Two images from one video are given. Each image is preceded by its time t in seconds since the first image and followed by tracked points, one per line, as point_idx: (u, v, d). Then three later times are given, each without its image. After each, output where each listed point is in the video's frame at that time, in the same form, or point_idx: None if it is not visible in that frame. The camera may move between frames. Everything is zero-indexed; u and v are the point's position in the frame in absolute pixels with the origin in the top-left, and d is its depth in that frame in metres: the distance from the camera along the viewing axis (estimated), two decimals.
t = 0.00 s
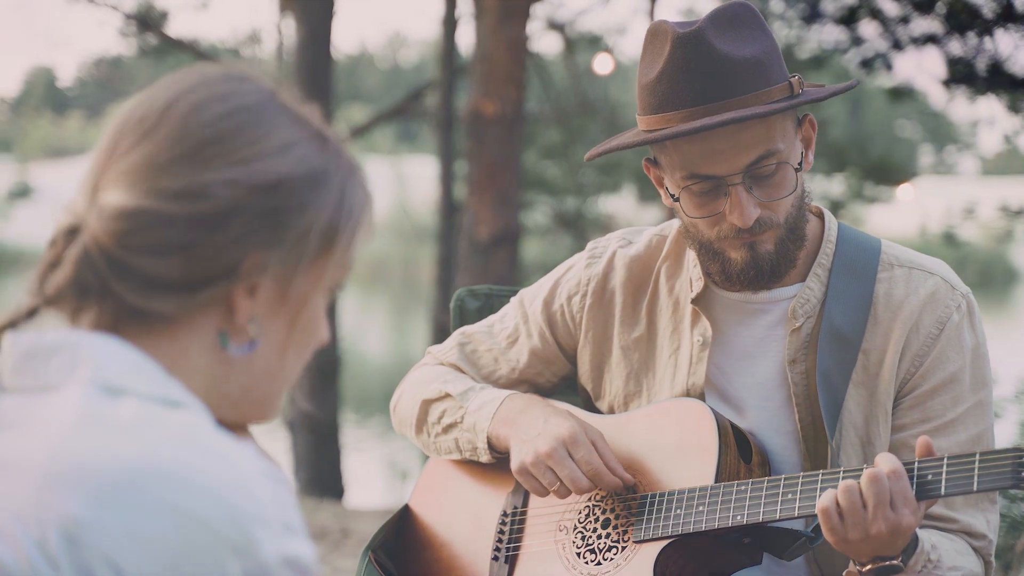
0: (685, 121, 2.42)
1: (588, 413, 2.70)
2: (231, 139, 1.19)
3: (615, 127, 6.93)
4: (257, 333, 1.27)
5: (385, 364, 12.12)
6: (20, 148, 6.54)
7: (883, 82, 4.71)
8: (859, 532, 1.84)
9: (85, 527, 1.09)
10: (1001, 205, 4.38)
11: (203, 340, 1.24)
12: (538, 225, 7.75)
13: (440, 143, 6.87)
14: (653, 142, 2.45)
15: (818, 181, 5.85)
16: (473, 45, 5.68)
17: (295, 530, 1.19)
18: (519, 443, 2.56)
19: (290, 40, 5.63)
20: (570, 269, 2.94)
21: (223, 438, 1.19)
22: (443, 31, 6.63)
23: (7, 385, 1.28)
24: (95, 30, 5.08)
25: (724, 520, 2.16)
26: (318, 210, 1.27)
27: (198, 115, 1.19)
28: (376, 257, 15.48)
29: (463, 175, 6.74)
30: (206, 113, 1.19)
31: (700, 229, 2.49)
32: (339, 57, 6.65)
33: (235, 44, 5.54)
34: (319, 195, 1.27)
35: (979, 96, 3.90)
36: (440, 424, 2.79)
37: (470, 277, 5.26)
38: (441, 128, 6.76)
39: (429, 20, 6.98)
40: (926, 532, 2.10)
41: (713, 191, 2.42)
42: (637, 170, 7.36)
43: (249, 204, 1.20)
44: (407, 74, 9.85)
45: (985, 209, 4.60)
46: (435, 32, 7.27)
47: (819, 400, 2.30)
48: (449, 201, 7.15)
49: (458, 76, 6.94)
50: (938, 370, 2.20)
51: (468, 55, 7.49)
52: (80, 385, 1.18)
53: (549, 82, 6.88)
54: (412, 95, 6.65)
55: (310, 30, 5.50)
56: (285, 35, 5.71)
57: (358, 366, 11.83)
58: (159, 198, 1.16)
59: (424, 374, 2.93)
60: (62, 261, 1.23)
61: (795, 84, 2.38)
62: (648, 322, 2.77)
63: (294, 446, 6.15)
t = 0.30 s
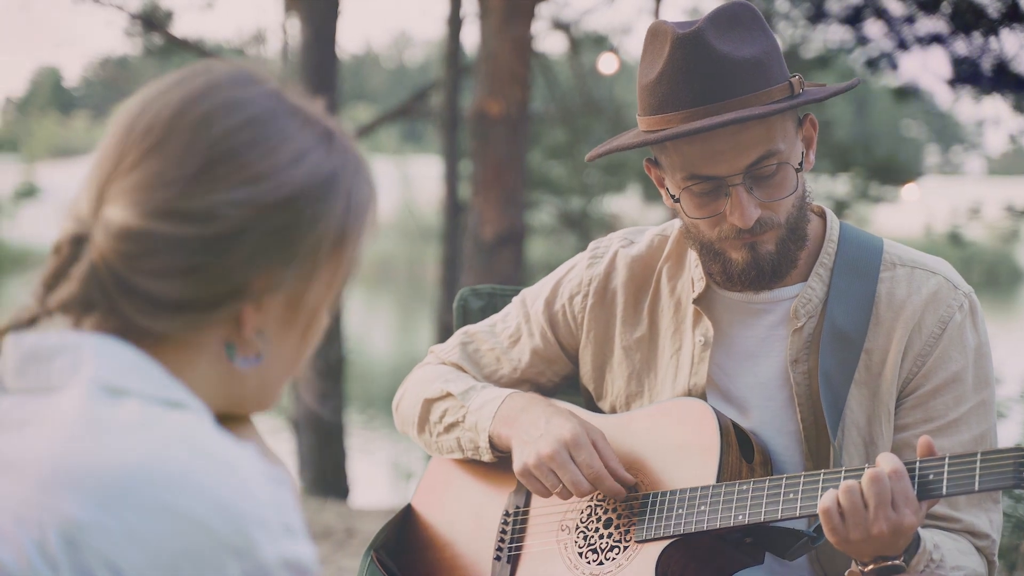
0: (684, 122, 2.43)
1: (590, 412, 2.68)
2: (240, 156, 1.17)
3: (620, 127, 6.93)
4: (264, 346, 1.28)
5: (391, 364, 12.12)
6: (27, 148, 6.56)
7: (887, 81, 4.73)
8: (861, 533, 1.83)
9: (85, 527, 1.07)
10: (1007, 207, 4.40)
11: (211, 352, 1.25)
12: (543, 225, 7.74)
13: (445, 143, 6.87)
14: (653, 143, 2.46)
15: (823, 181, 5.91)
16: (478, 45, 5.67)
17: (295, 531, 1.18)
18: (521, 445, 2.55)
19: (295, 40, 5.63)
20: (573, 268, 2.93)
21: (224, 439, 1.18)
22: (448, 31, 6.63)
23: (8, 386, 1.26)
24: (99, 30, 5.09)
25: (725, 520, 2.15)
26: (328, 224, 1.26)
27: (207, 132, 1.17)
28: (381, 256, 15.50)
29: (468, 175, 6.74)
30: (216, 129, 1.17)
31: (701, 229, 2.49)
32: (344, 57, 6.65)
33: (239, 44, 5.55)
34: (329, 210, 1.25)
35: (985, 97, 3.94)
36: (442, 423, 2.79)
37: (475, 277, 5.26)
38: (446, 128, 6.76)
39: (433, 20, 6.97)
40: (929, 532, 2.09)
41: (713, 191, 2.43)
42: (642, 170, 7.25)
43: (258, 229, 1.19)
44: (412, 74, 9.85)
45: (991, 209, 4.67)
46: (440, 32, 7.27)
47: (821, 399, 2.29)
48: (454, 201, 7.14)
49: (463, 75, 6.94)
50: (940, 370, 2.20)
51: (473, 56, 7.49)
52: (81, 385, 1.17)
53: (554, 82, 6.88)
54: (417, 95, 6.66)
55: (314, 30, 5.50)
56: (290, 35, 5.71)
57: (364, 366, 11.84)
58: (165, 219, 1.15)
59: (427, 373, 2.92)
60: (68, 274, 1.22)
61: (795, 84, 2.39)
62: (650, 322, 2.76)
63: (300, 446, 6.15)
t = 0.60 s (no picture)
0: (688, 121, 2.43)
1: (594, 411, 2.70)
2: (252, 164, 1.17)
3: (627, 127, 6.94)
4: (275, 352, 1.28)
5: (399, 364, 12.14)
6: (37, 148, 6.60)
7: (894, 80, 4.74)
8: (863, 531, 1.84)
9: (88, 533, 1.04)
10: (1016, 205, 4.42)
11: (224, 360, 1.26)
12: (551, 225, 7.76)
13: (452, 142, 6.89)
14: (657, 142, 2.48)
15: (832, 180, 5.80)
16: (485, 44, 5.69)
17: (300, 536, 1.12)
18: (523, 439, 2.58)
19: (303, 40, 5.66)
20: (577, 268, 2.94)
21: (228, 440, 1.14)
22: (456, 31, 6.64)
23: (15, 386, 1.23)
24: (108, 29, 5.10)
25: (729, 520, 2.16)
26: (340, 228, 1.25)
27: (218, 139, 1.17)
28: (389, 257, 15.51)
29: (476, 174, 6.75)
30: (228, 137, 1.17)
31: (705, 229, 2.49)
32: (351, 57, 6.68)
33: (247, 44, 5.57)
34: (342, 214, 1.25)
35: (994, 96, 3.92)
36: (446, 422, 2.81)
37: (483, 276, 5.28)
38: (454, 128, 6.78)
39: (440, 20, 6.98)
40: (935, 531, 2.10)
41: (716, 190, 2.43)
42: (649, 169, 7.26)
43: (269, 239, 1.19)
44: (419, 75, 9.88)
45: (1000, 208, 4.63)
46: (446, 33, 7.29)
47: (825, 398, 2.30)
48: (462, 201, 7.16)
49: (470, 75, 6.95)
50: (946, 369, 2.21)
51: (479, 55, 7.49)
52: (85, 386, 1.14)
53: (561, 81, 6.89)
54: (425, 94, 6.67)
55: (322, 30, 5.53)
56: (297, 36, 5.75)
57: (371, 367, 11.87)
58: (175, 231, 1.15)
59: (430, 372, 2.94)
60: (77, 284, 1.23)
61: (800, 83, 2.38)
62: (654, 323, 2.76)
63: (307, 445, 6.17)
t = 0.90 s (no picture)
0: (693, 126, 2.42)
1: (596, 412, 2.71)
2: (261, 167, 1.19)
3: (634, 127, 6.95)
4: (287, 353, 1.30)
5: (406, 364, 12.17)
6: (44, 149, 6.64)
7: (900, 80, 4.75)
8: (867, 531, 1.83)
9: (93, 539, 1.06)
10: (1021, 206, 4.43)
11: (236, 362, 1.28)
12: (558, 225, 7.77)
13: (459, 142, 6.91)
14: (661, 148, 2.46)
15: (838, 180, 5.82)
16: (491, 44, 5.72)
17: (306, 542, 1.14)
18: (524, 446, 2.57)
19: (309, 40, 5.69)
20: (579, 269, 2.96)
21: (236, 446, 1.16)
22: (462, 31, 6.66)
23: (24, 385, 1.25)
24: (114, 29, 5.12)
25: (731, 521, 2.17)
26: (349, 229, 1.28)
27: (227, 143, 1.19)
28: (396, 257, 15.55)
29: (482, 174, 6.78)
30: (237, 140, 1.19)
31: (708, 233, 2.50)
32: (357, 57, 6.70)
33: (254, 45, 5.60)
34: (352, 214, 1.27)
35: (1001, 96, 3.92)
36: (449, 424, 2.83)
37: (490, 276, 5.29)
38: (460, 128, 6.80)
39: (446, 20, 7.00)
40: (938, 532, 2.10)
41: (721, 195, 2.43)
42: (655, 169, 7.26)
43: (280, 241, 1.21)
44: (426, 74, 9.90)
45: (1006, 208, 4.62)
46: (452, 33, 7.31)
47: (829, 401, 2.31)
48: (468, 201, 7.18)
49: (476, 75, 6.97)
50: (949, 370, 2.22)
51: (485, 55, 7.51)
52: (93, 390, 1.15)
53: (568, 81, 6.90)
54: (431, 95, 6.69)
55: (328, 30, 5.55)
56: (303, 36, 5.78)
57: (378, 367, 11.89)
58: (185, 236, 1.17)
59: (433, 375, 2.96)
60: (84, 291, 1.23)
61: (805, 86, 2.40)
62: (656, 324, 2.78)
63: (314, 445, 6.19)
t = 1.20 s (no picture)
0: (705, 123, 2.39)
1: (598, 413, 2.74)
2: (272, 170, 1.21)
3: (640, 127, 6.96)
4: (296, 355, 1.33)
5: (413, 364, 12.19)
6: (52, 148, 6.68)
7: (906, 80, 4.70)
8: (868, 533, 1.84)
9: (96, 543, 1.10)
10: None
11: (245, 364, 1.30)
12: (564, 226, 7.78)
13: (465, 142, 6.93)
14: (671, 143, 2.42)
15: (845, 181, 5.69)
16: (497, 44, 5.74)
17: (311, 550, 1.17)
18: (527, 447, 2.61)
19: (316, 40, 5.71)
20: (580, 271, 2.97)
21: (243, 452, 1.18)
22: (468, 31, 6.68)
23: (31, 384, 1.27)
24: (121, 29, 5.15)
25: (732, 522, 2.19)
26: (358, 233, 1.30)
27: (238, 144, 1.20)
28: (404, 257, 15.59)
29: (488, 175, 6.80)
30: (248, 143, 1.20)
31: (711, 231, 2.49)
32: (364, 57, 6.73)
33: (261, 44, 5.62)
34: (361, 216, 1.30)
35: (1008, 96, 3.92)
36: (451, 426, 2.86)
37: (495, 276, 5.29)
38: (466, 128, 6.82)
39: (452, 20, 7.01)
40: (941, 533, 2.13)
41: (729, 195, 2.41)
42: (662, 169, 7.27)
43: (290, 245, 1.23)
44: (434, 74, 9.92)
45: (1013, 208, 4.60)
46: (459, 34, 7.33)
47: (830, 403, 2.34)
48: (475, 200, 7.20)
49: (482, 75, 6.99)
50: (949, 372, 2.24)
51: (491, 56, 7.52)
52: (99, 394, 1.18)
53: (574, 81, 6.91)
54: (437, 95, 6.71)
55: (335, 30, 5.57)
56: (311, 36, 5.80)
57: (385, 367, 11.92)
58: (196, 241, 1.18)
59: (435, 377, 2.99)
60: (91, 296, 1.25)
61: (818, 91, 2.37)
62: (658, 326, 2.80)
63: (320, 445, 6.20)
